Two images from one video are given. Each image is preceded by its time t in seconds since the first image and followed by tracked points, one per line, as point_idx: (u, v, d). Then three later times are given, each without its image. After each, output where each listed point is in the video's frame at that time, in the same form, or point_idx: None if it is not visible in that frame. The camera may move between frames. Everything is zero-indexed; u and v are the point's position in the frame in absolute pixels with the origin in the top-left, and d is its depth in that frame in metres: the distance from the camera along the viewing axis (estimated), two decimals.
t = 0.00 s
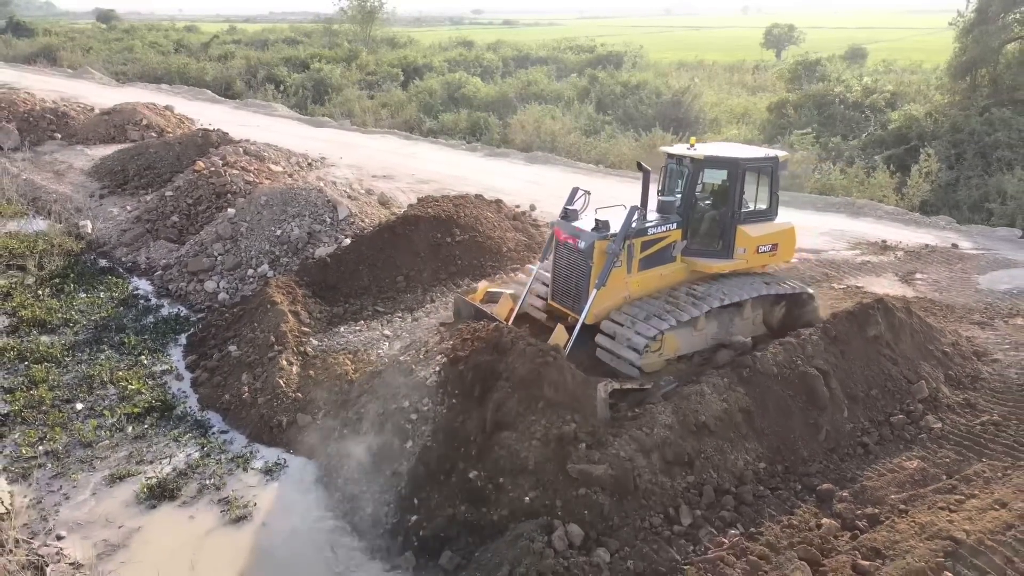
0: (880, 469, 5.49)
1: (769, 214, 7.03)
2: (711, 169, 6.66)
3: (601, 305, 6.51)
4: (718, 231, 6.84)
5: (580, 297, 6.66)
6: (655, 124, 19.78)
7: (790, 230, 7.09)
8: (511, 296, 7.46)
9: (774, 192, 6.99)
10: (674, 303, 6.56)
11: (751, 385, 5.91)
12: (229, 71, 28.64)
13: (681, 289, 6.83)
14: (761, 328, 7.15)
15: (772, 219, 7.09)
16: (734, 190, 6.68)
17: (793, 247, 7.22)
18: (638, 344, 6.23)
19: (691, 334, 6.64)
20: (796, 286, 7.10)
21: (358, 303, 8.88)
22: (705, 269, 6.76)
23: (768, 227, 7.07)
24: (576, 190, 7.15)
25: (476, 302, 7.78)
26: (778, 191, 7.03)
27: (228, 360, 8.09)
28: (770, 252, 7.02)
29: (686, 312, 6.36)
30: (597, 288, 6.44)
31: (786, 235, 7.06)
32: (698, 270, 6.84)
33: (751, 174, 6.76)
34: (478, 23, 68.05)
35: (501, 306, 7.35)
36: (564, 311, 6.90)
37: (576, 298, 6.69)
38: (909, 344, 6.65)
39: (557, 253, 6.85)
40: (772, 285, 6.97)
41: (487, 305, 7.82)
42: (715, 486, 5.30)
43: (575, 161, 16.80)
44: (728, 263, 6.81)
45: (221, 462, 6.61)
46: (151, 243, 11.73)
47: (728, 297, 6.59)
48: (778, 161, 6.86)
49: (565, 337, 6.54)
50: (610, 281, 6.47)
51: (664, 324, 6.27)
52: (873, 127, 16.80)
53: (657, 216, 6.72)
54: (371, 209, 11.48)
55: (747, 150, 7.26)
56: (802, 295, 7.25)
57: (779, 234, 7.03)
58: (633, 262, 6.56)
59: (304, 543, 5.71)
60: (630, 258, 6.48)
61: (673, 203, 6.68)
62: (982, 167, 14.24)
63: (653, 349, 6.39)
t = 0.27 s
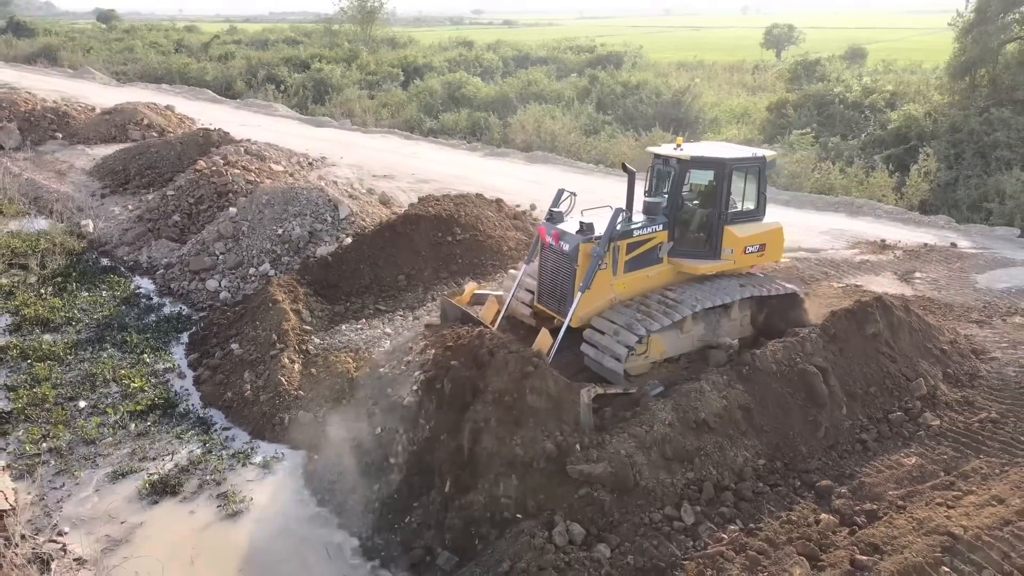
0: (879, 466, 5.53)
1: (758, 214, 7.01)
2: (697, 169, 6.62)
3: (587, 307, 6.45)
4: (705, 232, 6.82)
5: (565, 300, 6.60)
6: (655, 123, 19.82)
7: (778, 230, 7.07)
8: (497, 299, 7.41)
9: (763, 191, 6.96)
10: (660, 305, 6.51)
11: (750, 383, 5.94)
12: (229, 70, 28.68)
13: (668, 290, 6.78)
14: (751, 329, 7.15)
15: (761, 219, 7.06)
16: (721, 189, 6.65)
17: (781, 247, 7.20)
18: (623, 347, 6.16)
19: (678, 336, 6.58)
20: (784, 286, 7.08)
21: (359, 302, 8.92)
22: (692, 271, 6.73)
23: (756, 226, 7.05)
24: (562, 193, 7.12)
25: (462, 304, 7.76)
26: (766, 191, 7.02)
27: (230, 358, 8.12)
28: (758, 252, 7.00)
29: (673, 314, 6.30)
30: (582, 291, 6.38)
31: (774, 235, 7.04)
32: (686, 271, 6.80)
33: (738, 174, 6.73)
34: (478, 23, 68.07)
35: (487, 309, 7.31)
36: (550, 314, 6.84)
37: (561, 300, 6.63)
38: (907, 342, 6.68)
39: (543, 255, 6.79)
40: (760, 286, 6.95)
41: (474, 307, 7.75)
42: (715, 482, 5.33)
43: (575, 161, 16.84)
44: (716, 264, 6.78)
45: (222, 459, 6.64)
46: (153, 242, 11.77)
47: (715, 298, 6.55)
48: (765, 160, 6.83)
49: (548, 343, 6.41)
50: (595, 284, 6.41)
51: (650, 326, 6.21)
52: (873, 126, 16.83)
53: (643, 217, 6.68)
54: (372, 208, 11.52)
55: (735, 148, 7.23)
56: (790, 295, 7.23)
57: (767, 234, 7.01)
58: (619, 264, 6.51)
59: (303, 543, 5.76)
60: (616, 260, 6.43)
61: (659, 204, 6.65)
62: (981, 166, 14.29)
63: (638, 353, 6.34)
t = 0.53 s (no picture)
0: (877, 464, 5.56)
1: (746, 215, 7.03)
2: (685, 171, 6.63)
3: (573, 312, 6.42)
4: (693, 234, 6.83)
5: (552, 304, 6.57)
6: (655, 124, 19.85)
7: (766, 231, 7.10)
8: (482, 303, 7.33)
9: (751, 191, 6.96)
10: (648, 309, 6.50)
11: (750, 382, 5.98)
12: (229, 71, 28.69)
13: (656, 293, 6.77)
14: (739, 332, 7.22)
15: (749, 220, 7.09)
16: (709, 191, 6.65)
17: (769, 248, 7.22)
18: (610, 352, 6.14)
19: (665, 340, 6.61)
20: (771, 288, 7.11)
21: (360, 302, 8.95)
22: (679, 273, 6.73)
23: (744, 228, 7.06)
24: (548, 195, 7.09)
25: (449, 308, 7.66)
26: (754, 192, 7.03)
27: (231, 357, 8.15)
28: (746, 253, 7.02)
29: (660, 318, 6.30)
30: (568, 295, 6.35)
31: (762, 237, 7.06)
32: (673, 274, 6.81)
33: (726, 175, 6.73)
34: (478, 23, 68.05)
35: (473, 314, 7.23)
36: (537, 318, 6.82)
37: (547, 305, 6.60)
38: (906, 342, 6.71)
39: (529, 259, 6.77)
40: (748, 288, 6.97)
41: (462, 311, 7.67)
42: (714, 480, 5.37)
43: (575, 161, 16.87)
44: (704, 266, 6.80)
45: (222, 457, 6.67)
46: (153, 242, 11.79)
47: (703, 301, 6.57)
48: (753, 161, 6.83)
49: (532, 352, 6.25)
50: (582, 288, 6.38)
51: (637, 331, 6.20)
52: (872, 127, 16.85)
53: (631, 220, 6.66)
54: (373, 208, 11.55)
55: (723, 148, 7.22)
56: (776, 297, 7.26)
57: (755, 235, 7.03)
58: (606, 268, 6.48)
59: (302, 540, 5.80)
60: (602, 264, 6.41)
61: (647, 206, 6.66)
62: (980, 166, 14.31)
63: (625, 356, 6.32)
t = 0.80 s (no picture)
0: (869, 453, 5.66)
1: (730, 212, 7.03)
2: (668, 168, 6.67)
3: (555, 310, 6.48)
4: (676, 231, 6.85)
5: (534, 303, 6.63)
6: (654, 122, 19.95)
7: (752, 227, 7.08)
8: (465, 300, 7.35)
9: (734, 186, 6.99)
10: (629, 306, 6.53)
11: (745, 373, 6.08)
12: (230, 70, 28.80)
13: (639, 291, 6.79)
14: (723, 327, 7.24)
15: (734, 217, 7.09)
16: (691, 188, 6.69)
17: (755, 245, 7.21)
18: (591, 350, 6.18)
19: (647, 337, 6.64)
20: (757, 285, 7.09)
21: (361, 297, 9.06)
22: (662, 271, 6.75)
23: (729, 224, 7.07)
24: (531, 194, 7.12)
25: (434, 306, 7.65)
26: (739, 187, 7.05)
27: (234, 351, 8.27)
28: (730, 250, 7.02)
29: (641, 316, 6.31)
30: (550, 294, 6.40)
31: (747, 233, 7.05)
32: (657, 272, 6.82)
33: (710, 172, 6.76)
34: (477, 23, 68.13)
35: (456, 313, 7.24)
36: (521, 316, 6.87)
37: (530, 303, 6.66)
38: (899, 335, 6.80)
39: (512, 258, 6.83)
40: (732, 285, 6.96)
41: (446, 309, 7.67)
42: (708, 469, 5.48)
43: (574, 159, 16.98)
44: (688, 263, 6.81)
45: (224, 446, 6.80)
46: (156, 239, 11.89)
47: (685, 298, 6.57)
48: (736, 157, 6.87)
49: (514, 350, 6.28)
50: (563, 287, 6.43)
51: (618, 328, 6.23)
52: (869, 125, 16.94)
53: (613, 218, 6.69)
54: (373, 205, 11.65)
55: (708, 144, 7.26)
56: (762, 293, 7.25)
57: (740, 232, 7.02)
58: (588, 267, 6.52)
59: (302, 528, 5.91)
60: (583, 262, 6.45)
61: (629, 204, 6.68)
62: (976, 165, 14.41)
63: (606, 354, 6.42)
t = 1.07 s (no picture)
0: (852, 434, 5.91)
1: (704, 206, 7.19)
2: (641, 165, 6.78)
3: (532, 307, 6.70)
4: (651, 226, 7.01)
5: (513, 300, 6.85)
6: (651, 121, 20.19)
7: (725, 221, 7.27)
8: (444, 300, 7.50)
9: (708, 180, 7.13)
10: (605, 301, 6.73)
11: (733, 359, 6.32)
12: (232, 69, 29.02)
13: (616, 285, 7.00)
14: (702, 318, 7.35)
15: (708, 211, 7.25)
16: (665, 184, 6.82)
17: (730, 237, 7.39)
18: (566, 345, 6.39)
19: (623, 331, 6.77)
20: (731, 277, 7.26)
21: (363, 288, 9.32)
22: (638, 266, 6.94)
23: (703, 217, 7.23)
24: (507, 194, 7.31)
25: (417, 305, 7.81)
26: (712, 180, 7.18)
27: (241, 340, 8.53)
28: (704, 243, 7.20)
29: (616, 311, 6.52)
30: (527, 292, 6.62)
31: (721, 227, 7.24)
32: (632, 266, 7.02)
33: (683, 167, 6.87)
34: (477, 23, 68.29)
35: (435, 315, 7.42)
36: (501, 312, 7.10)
37: (509, 300, 6.88)
38: (884, 323, 7.04)
39: (491, 257, 7.04)
40: (708, 277, 7.11)
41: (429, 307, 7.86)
42: (697, 449, 5.73)
43: (572, 157, 17.23)
44: (663, 258, 7.00)
45: (230, 428, 7.08)
46: (162, 234, 12.12)
47: (660, 292, 6.77)
48: (708, 151, 6.97)
49: (491, 347, 6.57)
50: (539, 284, 6.64)
51: (593, 323, 6.42)
52: (863, 123, 17.18)
53: (588, 216, 6.86)
54: (375, 201, 11.90)
55: (683, 138, 7.36)
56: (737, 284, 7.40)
57: (713, 225, 7.21)
58: (564, 264, 6.72)
59: (305, 505, 6.18)
60: (559, 260, 6.65)
61: (603, 201, 6.81)
62: (968, 162, 14.65)
63: (584, 348, 6.52)
